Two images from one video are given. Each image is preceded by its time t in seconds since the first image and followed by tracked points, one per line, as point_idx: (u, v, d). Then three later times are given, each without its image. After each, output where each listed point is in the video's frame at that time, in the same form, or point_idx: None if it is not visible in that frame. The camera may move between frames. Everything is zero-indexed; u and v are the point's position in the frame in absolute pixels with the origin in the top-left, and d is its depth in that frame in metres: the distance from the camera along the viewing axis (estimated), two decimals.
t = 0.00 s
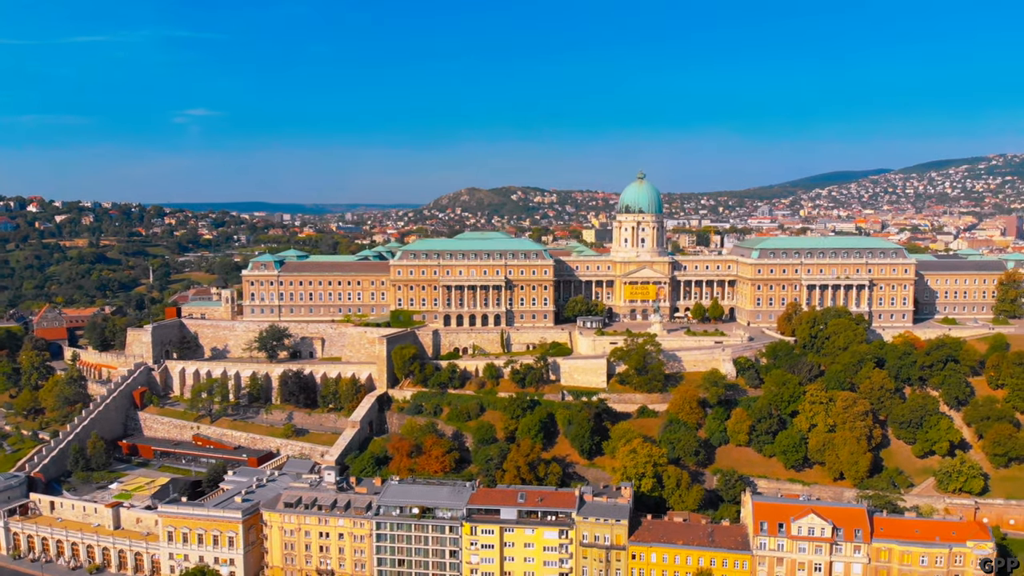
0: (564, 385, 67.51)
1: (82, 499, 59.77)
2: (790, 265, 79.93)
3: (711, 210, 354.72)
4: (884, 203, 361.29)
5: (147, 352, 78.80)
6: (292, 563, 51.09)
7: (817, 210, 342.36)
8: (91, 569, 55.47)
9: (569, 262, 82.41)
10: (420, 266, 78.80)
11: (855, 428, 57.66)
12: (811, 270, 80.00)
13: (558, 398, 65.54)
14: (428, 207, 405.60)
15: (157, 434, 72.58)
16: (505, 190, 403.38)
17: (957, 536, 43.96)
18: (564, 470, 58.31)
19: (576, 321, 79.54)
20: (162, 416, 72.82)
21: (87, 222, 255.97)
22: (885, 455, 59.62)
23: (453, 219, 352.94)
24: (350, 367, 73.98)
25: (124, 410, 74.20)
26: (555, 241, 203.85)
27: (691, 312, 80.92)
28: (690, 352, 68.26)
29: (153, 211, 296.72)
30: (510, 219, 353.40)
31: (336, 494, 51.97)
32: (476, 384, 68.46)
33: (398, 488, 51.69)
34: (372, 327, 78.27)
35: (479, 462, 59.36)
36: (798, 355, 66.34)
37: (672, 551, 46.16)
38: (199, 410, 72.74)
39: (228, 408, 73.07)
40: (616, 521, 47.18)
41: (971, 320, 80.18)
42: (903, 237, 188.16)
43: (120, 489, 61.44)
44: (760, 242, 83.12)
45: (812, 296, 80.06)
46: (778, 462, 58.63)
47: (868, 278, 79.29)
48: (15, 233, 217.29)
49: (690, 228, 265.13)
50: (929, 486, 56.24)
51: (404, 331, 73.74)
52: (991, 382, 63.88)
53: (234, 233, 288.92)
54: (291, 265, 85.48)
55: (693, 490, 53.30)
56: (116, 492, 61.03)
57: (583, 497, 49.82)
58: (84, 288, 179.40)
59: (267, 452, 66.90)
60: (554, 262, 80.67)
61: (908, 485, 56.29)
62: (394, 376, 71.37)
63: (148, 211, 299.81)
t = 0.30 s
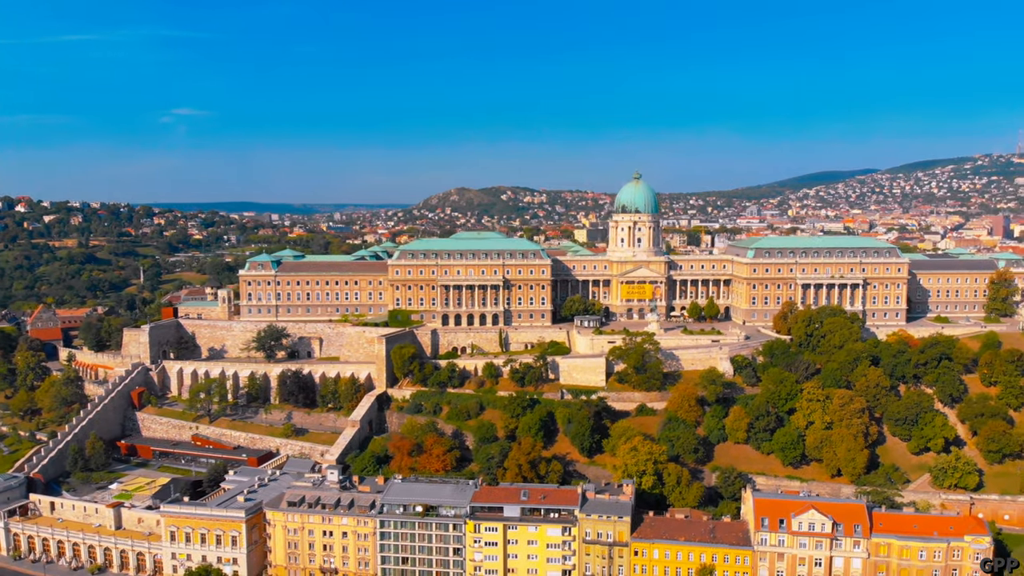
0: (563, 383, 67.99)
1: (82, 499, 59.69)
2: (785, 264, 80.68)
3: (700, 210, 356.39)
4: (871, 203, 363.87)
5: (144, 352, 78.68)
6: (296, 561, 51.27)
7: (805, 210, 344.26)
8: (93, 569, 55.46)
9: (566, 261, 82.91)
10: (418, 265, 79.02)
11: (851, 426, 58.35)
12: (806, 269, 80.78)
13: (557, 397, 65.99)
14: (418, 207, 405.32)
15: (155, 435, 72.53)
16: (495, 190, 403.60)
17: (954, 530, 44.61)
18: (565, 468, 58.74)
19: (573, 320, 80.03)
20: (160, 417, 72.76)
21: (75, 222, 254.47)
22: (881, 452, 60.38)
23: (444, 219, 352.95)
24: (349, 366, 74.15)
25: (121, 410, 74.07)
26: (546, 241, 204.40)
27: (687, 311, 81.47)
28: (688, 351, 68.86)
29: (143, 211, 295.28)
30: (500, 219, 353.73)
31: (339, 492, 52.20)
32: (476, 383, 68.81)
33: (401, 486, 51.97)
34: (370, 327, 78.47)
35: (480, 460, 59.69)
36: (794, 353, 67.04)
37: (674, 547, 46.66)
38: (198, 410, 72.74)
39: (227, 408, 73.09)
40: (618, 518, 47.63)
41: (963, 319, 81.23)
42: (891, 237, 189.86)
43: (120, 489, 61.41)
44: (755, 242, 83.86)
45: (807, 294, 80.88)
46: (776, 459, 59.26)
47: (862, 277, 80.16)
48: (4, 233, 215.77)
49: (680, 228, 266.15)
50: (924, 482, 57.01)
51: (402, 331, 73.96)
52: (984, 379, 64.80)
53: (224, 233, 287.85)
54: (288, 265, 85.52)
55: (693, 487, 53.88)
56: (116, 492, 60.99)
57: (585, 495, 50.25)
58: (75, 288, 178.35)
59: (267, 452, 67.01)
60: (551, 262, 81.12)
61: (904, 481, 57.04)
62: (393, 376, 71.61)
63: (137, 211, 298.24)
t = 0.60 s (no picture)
0: (562, 382, 68.45)
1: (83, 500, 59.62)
2: (780, 263, 81.50)
3: (688, 210, 358.00)
4: (857, 203, 366.58)
5: (142, 352, 78.55)
6: (299, 560, 51.46)
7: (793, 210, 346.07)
8: (95, 569, 55.45)
9: (563, 261, 83.45)
10: (416, 265, 79.27)
11: (848, 422, 59.10)
12: (801, 268, 81.64)
13: (556, 396, 66.47)
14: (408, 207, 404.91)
15: (154, 435, 72.44)
16: (484, 190, 403.76)
17: (952, 524, 45.37)
18: (565, 466, 59.18)
19: (571, 320, 80.57)
20: (158, 417, 72.69)
21: (63, 222, 252.70)
22: (877, 449, 61.18)
23: (433, 219, 352.78)
24: (348, 365, 74.31)
25: (119, 411, 73.92)
26: (537, 240, 204.94)
27: (683, 310, 82.29)
28: (685, 349, 69.49)
29: (130, 211, 293.50)
30: (489, 219, 353.93)
31: (343, 491, 52.50)
32: (475, 382, 69.17)
33: (405, 485, 52.33)
34: (368, 327, 78.68)
35: (481, 459, 60.05)
36: (791, 352, 67.81)
37: (677, 543, 47.20)
38: (196, 410, 72.73)
39: (225, 409, 73.10)
40: (621, 514, 48.12)
41: (955, 317, 82.34)
42: (878, 236, 191.37)
43: (120, 489, 61.37)
44: (750, 241, 84.66)
45: (801, 293, 81.79)
46: (774, 456, 59.92)
47: (856, 276, 81.14)
48: None
49: (669, 228, 267.08)
50: (920, 478, 57.84)
51: (401, 330, 74.21)
52: (977, 376, 65.80)
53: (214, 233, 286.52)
54: (285, 265, 85.56)
55: (693, 484, 54.49)
56: (116, 492, 60.97)
57: (588, 492, 50.75)
58: (64, 288, 177.19)
59: (267, 451, 67.12)
60: (548, 262, 81.59)
61: (900, 477, 57.85)
62: (393, 375, 71.87)
63: (125, 211, 296.47)
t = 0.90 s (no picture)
0: (561, 381, 68.92)
1: (83, 500, 59.55)
2: (774, 263, 82.33)
3: (677, 210, 359.72)
4: (844, 203, 369.44)
5: (139, 353, 78.42)
6: (303, 559, 51.69)
7: (780, 210, 348.23)
8: (97, 570, 55.44)
9: (559, 260, 84.00)
10: (413, 265, 79.56)
11: (844, 419, 59.85)
12: (795, 267, 82.51)
13: (555, 394, 66.99)
14: (397, 207, 404.42)
15: (152, 435, 72.36)
16: (473, 190, 403.92)
17: (949, 519, 46.13)
18: (565, 464, 59.64)
19: (568, 319, 81.11)
20: (157, 417, 72.63)
21: (51, 222, 250.87)
22: (872, 445, 62.00)
23: (422, 219, 352.57)
24: (346, 365, 74.47)
25: (117, 411, 73.76)
26: (528, 240, 205.41)
27: (678, 309, 83.12)
28: (682, 347, 70.16)
29: (118, 211, 291.68)
30: (479, 219, 354.14)
31: (346, 490, 52.85)
32: (474, 381, 69.56)
33: (408, 483, 52.70)
34: (366, 327, 78.90)
35: (481, 457, 60.44)
36: (786, 350, 68.61)
37: (678, 538, 47.75)
38: (195, 410, 72.73)
39: (224, 409, 73.17)
40: (623, 511, 48.62)
41: (946, 315, 83.48)
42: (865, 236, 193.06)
43: (121, 490, 61.35)
44: (745, 241, 85.45)
45: (796, 292, 82.68)
46: (771, 453, 60.63)
47: (849, 275, 82.13)
48: None
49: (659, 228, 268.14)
50: (915, 474, 58.70)
51: (399, 329, 74.45)
52: (969, 374, 66.81)
53: (203, 234, 285.16)
54: (282, 265, 85.59)
55: (693, 481, 55.11)
56: (117, 492, 60.94)
57: (590, 489, 51.27)
58: (53, 289, 176.04)
59: (266, 451, 67.24)
60: (545, 261, 82.10)
61: (895, 473, 58.68)
62: (391, 375, 72.14)
63: (113, 211, 294.69)
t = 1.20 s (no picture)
0: (560, 380, 69.42)
1: (83, 501, 59.47)
2: (769, 262, 83.18)
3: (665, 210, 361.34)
4: (830, 203, 372.27)
5: (136, 353, 78.26)
6: (306, 557, 51.89)
7: (767, 210, 350.45)
8: (98, 570, 55.41)
9: (556, 260, 84.52)
10: (411, 265, 79.88)
11: (840, 417, 60.61)
12: (789, 267, 83.40)
13: (554, 393, 67.49)
14: (386, 207, 403.75)
15: (150, 436, 72.27)
16: (463, 190, 403.92)
17: (946, 513, 46.89)
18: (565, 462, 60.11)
19: (564, 318, 81.63)
20: (155, 418, 72.54)
21: (38, 223, 248.87)
22: (867, 442, 62.83)
23: (412, 219, 352.23)
24: (345, 364, 74.63)
25: (114, 412, 73.61)
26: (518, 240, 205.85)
27: (674, 309, 83.87)
28: (679, 346, 70.84)
29: (105, 211, 289.86)
30: (468, 219, 354.27)
31: (350, 489, 53.19)
32: (473, 380, 69.93)
33: (410, 481, 53.06)
34: (364, 326, 79.12)
35: (482, 456, 60.83)
36: (782, 349, 69.40)
37: (680, 534, 48.31)
38: (193, 410, 72.70)
39: (222, 409, 73.23)
40: (625, 508, 49.15)
41: (937, 314, 84.63)
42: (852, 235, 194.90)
43: (121, 490, 61.31)
44: (739, 240, 86.28)
45: (790, 292, 83.58)
46: (769, 450, 61.36)
47: (842, 274, 83.08)
48: None
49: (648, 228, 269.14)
50: (910, 471, 59.56)
51: (398, 329, 74.69)
52: (961, 371, 67.82)
53: (191, 234, 283.68)
54: (278, 265, 85.62)
55: (693, 478, 55.75)
56: (117, 493, 60.90)
57: (592, 486, 51.80)
58: (42, 289, 174.75)
59: (266, 450, 67.35)
60: (542, 261, 82.58)
61: (891, 469, 59.52)
62: (390, 374, 72.40)
63: (101, 211, 292.70)
